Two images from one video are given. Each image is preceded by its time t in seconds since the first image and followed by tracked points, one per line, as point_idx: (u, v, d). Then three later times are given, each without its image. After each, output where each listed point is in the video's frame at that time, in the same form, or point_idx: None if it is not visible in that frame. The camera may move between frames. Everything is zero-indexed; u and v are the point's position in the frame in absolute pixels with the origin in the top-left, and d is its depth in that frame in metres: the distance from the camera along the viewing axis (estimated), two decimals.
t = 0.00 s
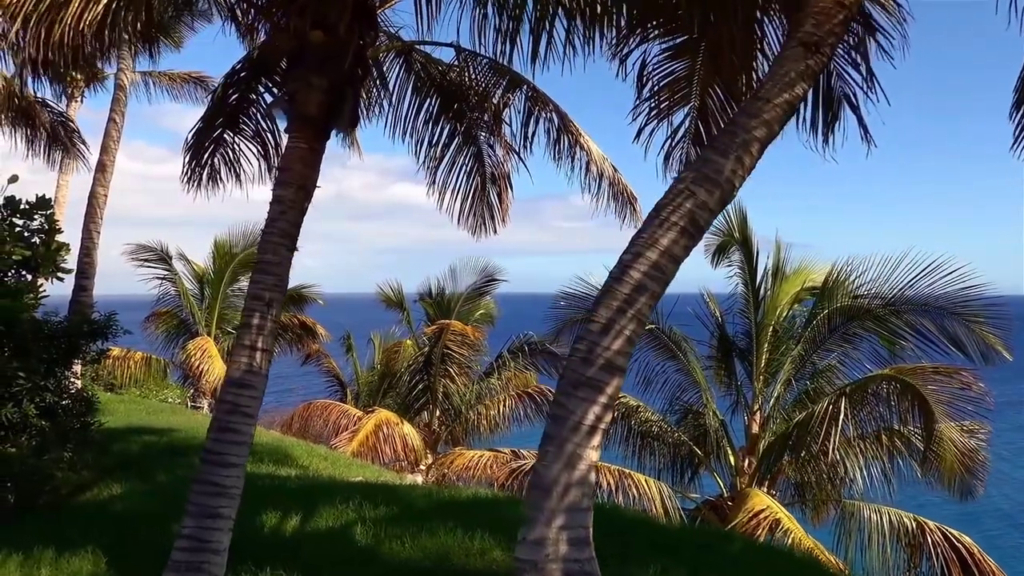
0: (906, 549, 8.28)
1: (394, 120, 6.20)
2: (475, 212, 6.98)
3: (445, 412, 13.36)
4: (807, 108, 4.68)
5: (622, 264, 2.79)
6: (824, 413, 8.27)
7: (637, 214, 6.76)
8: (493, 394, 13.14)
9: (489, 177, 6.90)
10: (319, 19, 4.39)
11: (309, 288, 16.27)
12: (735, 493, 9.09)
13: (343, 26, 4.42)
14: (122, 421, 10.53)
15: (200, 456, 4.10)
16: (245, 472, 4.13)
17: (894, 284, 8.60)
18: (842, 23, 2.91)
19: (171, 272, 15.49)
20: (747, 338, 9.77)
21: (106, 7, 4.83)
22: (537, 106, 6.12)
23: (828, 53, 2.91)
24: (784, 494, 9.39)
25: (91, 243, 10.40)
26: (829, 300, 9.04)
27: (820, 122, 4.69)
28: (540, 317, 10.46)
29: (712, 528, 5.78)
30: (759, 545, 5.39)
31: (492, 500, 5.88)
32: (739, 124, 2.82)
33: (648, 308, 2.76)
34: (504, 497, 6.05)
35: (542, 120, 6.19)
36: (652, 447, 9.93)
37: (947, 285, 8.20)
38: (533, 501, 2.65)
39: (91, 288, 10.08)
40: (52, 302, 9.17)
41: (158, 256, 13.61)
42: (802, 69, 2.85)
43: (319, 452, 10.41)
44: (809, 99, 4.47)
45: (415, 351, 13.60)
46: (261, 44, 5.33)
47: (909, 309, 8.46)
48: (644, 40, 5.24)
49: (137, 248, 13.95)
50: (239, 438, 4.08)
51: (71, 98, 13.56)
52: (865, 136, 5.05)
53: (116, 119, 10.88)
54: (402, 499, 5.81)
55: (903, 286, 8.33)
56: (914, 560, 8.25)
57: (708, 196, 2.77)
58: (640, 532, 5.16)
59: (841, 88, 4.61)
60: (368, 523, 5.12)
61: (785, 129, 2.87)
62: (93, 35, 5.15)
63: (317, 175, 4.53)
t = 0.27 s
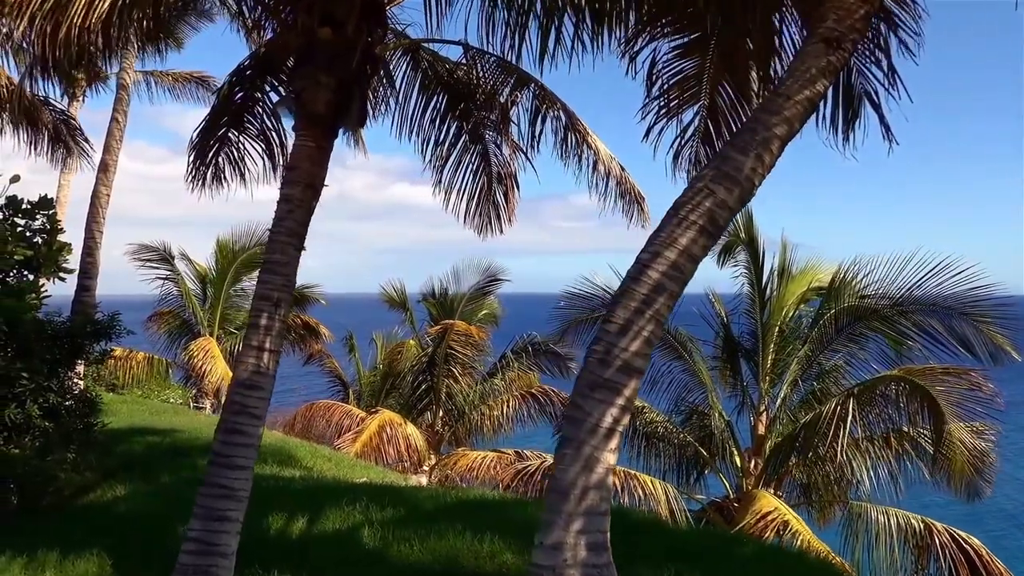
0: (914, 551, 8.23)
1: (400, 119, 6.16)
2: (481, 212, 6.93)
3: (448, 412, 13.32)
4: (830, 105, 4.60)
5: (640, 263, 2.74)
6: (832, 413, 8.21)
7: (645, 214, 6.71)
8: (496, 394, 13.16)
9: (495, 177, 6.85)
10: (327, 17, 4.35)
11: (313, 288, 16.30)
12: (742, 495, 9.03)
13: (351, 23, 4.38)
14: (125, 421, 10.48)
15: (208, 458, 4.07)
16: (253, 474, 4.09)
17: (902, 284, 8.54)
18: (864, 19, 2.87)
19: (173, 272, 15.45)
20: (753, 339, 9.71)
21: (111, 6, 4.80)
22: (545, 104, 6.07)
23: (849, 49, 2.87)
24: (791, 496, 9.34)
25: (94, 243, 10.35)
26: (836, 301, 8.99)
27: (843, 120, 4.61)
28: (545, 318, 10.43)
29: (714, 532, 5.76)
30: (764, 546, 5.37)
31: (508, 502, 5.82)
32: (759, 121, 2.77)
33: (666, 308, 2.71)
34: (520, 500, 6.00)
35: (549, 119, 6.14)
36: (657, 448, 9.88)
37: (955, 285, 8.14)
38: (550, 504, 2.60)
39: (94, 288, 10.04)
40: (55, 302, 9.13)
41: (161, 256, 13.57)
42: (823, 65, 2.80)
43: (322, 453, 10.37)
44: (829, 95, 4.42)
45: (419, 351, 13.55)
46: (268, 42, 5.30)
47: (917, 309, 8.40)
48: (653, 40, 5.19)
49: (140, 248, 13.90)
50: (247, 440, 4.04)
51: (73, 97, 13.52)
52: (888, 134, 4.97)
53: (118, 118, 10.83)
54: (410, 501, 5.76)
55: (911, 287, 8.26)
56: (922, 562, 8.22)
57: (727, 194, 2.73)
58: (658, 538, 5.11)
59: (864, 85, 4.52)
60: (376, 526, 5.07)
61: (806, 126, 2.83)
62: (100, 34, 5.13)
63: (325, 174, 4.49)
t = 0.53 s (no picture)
0: (922, 552, 8.19)
1: (408, 117, 6.13)
2: (488, 211, 6.88)
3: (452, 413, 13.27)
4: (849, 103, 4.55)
5: (658, 262, 2.69)
6: (840, 414, 8.16)
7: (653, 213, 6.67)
8: (500, 394, 13.12)
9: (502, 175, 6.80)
10: (335, 13, 4.32)
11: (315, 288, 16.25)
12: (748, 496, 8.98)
13: (360, 19, 4.34)
14: (128, 422, 10.43)
15: (216, 459, 4.03)
16: (261, 476, 4.06)
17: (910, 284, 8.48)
18: (886, 13, 2.84)
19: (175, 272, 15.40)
20: (759, 339, 9.66)
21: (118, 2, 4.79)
22: (553, 103, 6.03)
23: (872, 44, 2.84)
24: (797, 497, 9.29)
25: (97, 243, 10.31)
26: (843, 301, 8.94)
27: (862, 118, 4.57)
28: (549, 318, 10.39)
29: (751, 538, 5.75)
30: (801, 555, 5.33)
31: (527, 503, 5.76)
32: (780, 117, 2.73)
33: (686, 308, 2.67)
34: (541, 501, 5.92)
35: (557, 117, 6.11)
36: (663, 449, 9.83)
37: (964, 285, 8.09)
38: (568, 506, 2.56)
39: (97, 288, 9.99)
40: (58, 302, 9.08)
41: (163, 256, 13.53)
42: (845, 60, 2.77)
43: (326, 454, 10.32)
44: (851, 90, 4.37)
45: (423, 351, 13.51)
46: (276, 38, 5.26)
47: (926, 309, 8.34)
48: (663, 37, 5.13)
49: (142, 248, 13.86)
50: (256, 441, 4.01)
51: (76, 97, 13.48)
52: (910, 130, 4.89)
53: (121, 118, 10.79)
54: (417, 503, 5.71)
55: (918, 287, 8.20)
56: (929, 563, 8.19)
57: (748, 192, 2.68)
58: (664, 538, 5.16)
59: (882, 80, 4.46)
60: (384, 528, 5.02)
61: (827, 122, 2.79)
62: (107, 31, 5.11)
63: (334, 173, 4.45)
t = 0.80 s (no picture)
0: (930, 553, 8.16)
1: (415, 116, 6.09)
2: (494, 210, 6.83)
3: (455, 413, 13.22)
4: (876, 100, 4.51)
5: (679, 260, 2.64)
6: (848, 414, 8.11)
7: (661, 212, 6.63)
8: (504, 395, 13.07)
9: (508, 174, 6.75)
10: (345, 10, 4.28)
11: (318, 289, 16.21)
12: (756, 497, 8.92)
13: (370, 15, 4.30)
14: (132, 421, 10.38)
15: (224, 460, 3.98)
16: (270, 477, 4.01)
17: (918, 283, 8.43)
18: (910, 7, 2.81)
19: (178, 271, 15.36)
20: (765, 339, 9.61)
21: None
22: (562, 100, 5.99)
23: (896, 38, 2.81)
24: (804, 497, 9.24)
25: (99, 243, 10.25)
26: (849, 300, 8.89)
27: (888, 114, 4.53)
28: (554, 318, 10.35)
29: (764, 540, 5.75)
30: (817, 558, 5.34)
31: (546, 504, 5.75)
32: (803, 112, 2.69)
33: (706, 306, 2.62)
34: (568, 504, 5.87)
35: (565, 115, 6.06)
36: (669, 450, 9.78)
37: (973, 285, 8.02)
38: (588, 508, 2.51)
39: (100, 288, 9.95)
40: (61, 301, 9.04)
41: (166, 255, 13.49)
42: (868, 55, 2.73)
43: (330, 454, 10.27)
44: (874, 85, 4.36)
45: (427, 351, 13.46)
46: (284, 36, 5.24)
47: (933, 309, 8.28)
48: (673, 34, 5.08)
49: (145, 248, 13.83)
50: (265, 442, 3.96)
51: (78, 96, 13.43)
52: (934, 125, 4.84)
53: (124, 117, 10.74)
54: (424, 504, 5.67)
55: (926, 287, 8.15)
56: (937, 563, 8.15)
57: (770, 188, 2.64)
58: (670, 538, 5.33)
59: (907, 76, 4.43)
60: (392, 529, 4.98)
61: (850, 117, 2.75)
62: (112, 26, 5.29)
63: (342, 170, 4.40)
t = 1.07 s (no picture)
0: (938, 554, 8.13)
1: (423, 114, 6.05)
2: (500, 209, 6.79)
3: (459, 413, 13.18)
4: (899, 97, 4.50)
5: (699, 258, 2.60)
6: (856, 414, 8.07)
7: (669, 212, 6.60)
8: (507, 395, 13.03)
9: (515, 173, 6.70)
10: (354, 6, 4.25)
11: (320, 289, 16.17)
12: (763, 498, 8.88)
13: (379, 12, 4.27)
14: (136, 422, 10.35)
15: (233, 461, 3.94)
16: (279, 478, 3.97)
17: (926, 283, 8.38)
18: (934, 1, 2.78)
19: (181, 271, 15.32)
20: (771, 339, 9.56)
21: None
22: (570, 99, 5.95)
23: (919, 32, 2.78)
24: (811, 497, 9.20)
25: (103, 243, 10.21)
26: (856, 300, 8.85)
27: (910, 110, 4.50)
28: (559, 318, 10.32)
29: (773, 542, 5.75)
30: (830, 559, 5.37)
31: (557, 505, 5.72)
32: (825, 109, 2.65)
33: (727, 305, 2.58)
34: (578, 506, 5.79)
35: (573, 113, 6.02)
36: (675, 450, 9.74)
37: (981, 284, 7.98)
38: (607, 510, 2.48)
39: (103, 288, 9.92)
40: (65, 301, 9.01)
41: (169, 255, 13.45)
42: (892, 50, 2.70)
43: (334, 454, 10.22)
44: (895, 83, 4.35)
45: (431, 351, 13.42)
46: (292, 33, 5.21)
47: (941, 309, 8.24)
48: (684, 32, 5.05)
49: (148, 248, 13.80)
50: (274, 443, 3.92)
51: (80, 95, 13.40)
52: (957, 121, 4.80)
53: (128, 116, 10.70)
54: (432, 505, 5.64)
55: (934, 286, 8.10)
56: (945, 564, 8.12)
57: (792, 186, 2.60)
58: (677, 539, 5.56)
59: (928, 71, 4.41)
60: (402, 530, 4.95)
61: (873, 114, 2.72)
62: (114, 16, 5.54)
63: (352, 168, 4.36)
